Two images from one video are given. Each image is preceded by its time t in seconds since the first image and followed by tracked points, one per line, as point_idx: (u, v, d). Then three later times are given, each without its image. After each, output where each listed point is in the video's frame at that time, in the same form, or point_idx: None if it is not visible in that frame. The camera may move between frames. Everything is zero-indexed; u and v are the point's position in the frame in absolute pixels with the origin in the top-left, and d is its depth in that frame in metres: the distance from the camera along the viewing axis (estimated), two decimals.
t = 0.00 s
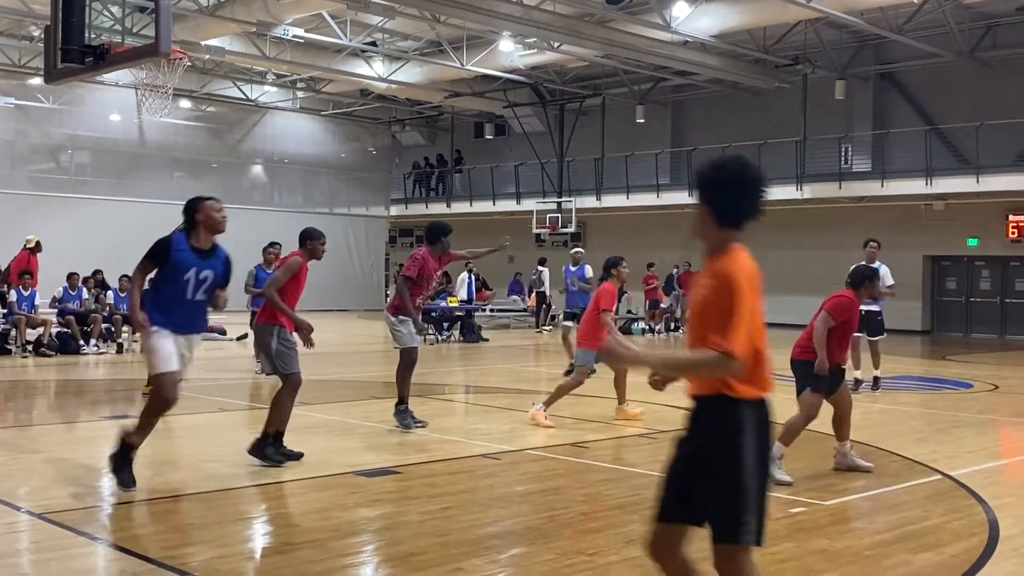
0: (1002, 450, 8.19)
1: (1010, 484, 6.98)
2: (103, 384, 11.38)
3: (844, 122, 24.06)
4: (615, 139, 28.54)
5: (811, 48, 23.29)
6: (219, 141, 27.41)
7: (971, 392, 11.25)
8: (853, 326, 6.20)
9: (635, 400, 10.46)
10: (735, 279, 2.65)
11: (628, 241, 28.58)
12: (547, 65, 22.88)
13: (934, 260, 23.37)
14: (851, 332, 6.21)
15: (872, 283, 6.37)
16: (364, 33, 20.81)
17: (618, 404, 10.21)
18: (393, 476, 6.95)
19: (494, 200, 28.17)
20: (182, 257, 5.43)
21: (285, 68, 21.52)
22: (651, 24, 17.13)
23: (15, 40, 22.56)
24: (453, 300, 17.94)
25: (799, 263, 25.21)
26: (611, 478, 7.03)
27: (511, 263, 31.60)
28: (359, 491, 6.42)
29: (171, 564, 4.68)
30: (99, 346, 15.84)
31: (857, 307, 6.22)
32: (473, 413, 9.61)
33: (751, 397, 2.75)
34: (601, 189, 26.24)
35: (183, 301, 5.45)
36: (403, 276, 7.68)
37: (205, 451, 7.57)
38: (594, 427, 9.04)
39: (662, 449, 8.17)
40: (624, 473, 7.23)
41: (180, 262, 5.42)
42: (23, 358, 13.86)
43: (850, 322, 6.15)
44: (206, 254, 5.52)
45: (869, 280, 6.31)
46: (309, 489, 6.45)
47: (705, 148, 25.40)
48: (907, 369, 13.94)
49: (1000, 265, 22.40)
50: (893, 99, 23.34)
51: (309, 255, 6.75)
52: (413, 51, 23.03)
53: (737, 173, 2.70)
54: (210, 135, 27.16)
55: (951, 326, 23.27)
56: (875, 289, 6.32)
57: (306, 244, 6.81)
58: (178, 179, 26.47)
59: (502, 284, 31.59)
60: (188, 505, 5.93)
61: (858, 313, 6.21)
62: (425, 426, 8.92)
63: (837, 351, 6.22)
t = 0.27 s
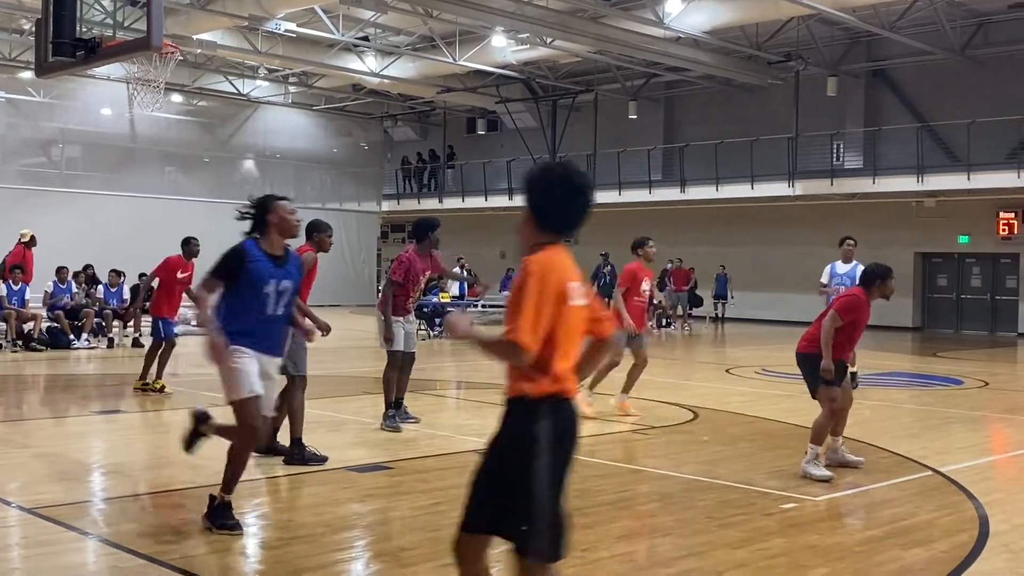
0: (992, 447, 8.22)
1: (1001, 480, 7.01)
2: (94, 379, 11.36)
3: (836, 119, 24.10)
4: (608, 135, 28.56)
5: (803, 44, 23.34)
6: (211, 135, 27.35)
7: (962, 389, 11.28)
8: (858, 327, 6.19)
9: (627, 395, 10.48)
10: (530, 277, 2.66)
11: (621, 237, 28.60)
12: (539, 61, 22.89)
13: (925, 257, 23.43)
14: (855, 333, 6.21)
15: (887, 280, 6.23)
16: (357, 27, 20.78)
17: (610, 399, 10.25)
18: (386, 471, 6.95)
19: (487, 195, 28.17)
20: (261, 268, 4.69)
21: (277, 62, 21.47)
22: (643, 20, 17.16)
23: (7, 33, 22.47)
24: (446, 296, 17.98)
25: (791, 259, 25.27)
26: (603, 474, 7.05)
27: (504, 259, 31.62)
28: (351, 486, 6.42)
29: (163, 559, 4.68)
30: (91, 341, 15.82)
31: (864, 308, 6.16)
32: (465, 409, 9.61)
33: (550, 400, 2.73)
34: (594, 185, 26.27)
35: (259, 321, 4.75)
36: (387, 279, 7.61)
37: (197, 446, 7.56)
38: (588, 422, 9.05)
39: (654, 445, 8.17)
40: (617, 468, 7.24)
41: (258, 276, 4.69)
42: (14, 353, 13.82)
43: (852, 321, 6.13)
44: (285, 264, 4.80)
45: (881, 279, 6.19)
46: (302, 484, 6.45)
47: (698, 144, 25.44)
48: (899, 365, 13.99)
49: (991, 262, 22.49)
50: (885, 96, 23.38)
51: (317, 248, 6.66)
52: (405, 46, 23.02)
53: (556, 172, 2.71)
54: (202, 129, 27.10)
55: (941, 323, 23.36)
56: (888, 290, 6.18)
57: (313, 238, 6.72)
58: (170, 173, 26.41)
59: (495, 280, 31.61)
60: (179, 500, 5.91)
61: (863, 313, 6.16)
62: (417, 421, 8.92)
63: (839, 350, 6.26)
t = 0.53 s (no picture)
0: (981, 443, 8.26)
1: (989, 476, 7.04)
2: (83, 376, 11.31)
3: (826, 117, 24.16)
4: (599, 132, 28.59)
5: (794, 42, 23.40)
6: (201, 131, 27.26)
7: (951, 386, 11.33)
8: (866, 314, 6.18)
9: (618, 392, 10.50)
10: (358, 243, 2.79)
11: (612, 234, 28.63)
12: (531, 58, 22.88)
13: (914, 254, 23.51)
14: (866, 320, 6.20)
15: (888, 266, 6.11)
16: (347, 23, 20.73)
17: (601, 396, 10.27)
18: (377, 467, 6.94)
19: (478, 192, 28.18)
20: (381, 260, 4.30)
21: (267, 57, 21.42)
22: (635, 17, 17.18)
23: None
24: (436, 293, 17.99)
25: (781, 256, 25.35)
26: (594, 470, 7.06)
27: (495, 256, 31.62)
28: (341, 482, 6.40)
29: (153, 555, 4.66)
30: (81, 337, 15.77)
31: (868, 295, 6.14)
32: (455, 405, 9.60)
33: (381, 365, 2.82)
34: (585, 182, 26.30)
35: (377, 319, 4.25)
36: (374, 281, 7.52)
37: (186, 442, 7.53)
38: (578, 419, 9.06)
39: (645, 441, 8.18)
40: (608, 465, 7.25)
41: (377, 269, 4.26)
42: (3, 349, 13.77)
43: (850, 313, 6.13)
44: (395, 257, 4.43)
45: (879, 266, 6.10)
46: (292, 480, 6.44)
47: (689, 142, 25.48)
48: (889, 362, 14.03)
49: (980, 260, 22.59)
50: (875, 94, 23.44)
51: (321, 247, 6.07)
52: (396, 42, 22.98)
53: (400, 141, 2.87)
54: (193, 125, 27.02)
55: (931, 320, 23.46)
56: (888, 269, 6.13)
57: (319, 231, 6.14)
58: (159, 169, 26.33)
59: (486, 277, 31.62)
60: (168, 496, 5.90)
61: (861, 304, 6.13)
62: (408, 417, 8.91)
63: (856, 341, 6.25)
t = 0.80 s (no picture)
0: (970, 441, 8.29)
1: (977, 473, 7.08)
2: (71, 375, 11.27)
3: (817, 116, 24.22)
4: (590, 130, 28.61)
5: (785, 41, 23.46)
6: (191, 128, 27.19)
7: (940, 384, 11.38)
8: (878, 315, 6.18)
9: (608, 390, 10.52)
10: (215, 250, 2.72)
11: (603, 232, 28.61)
12: (521, 55, 22.88)
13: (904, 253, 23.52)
14: (880, 318, 6.18)
15: (898, 266, 6.11)
16: (338, 20, 20.70)
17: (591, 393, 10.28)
18: (368, 464, 6.93)
19: (469, 190, 28.16)
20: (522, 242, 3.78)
21: (258, 54, 21.36)
22: (625, 15, 17.22)
23: None
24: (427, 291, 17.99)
25: (772, 255, 25.39)
26: (584, 467, 7.07)
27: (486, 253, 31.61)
28: (332, 480, 6.39)
29: (141, 553, 4.65)
30: (70, 336, 15.70)
31: (880, 292, 6.16)
32: (446, 403, 9.60)
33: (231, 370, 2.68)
34: (576, 180, 26.32)
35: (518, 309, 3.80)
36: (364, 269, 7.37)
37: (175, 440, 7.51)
38: (568, 417, 9.07)
39: (635, 439, 8.20)
40: (598, 462, 7.27)
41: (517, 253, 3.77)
42: None
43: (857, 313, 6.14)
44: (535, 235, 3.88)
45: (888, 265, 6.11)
46: (283, 478, 6.43)
47: (680, 140, 25.53)
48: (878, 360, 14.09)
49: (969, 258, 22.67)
50: (865, 93, 23.51)
51: (328, 244, 6.38)
52: (387, 39, 22.96)
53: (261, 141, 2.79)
54: (183, 122, 26.94)
55: (920, 318, 23.55)
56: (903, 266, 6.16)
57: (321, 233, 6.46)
58: (149, 166, 26.26)
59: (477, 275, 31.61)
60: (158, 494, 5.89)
61: (870, 303, 6.13)
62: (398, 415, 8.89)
63: (872, 342, 6.20)
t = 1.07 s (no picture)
0: (960, 439, 8.31)
1: (967, 472, 7.09)
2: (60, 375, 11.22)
3: (807, 115, 24.28)
4: (581, 129, 28.63)
5: (775, 40, 23.51)
6: (180, 126, 27.11)
7: (929, 382, 11.41)
8: (865, 303, 6.17)
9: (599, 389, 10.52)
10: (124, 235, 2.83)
11: (594, 232, 28.62)
12: (513, 54, 22.87)
13: (894, 251, 23.55)
14: (864, 306, 6.17)
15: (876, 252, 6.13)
16: (329, 19, 20.66)
17: (582, 393, 10.28)
18: (359, 464, 6.91)
19: (460, 189, 28.12)
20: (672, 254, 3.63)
21: (248, 53, 21.31)
22: (616, 14, 17.23)
23: None
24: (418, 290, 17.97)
25: (762, 254, 25.43)
26: (575, 466, 7.06)
27: (476, 253, 31.59)
28: (322, 479, 6.37)
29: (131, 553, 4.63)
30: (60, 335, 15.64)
31: (863, 280, 6.17)
32: (437, 402, 9.58)
33: (131, 361, 2.76)
34: (567, 179, 26.33)
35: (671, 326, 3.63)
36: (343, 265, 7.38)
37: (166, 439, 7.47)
38: (559, 416, 9.06)
39: (626, 437, 8.20)
40: (590, 461, 7.26)
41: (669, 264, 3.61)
42: None
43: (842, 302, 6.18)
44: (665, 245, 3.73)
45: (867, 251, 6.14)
46: (274, 477, 6.41)
47: (670, 139, 25.55)
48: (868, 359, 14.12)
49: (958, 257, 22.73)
50: (855, 93, 23.58)
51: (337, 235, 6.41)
52: (378, 38, 22.93)
53: (150, 139, 2.84)
54: (172, 121, 26.86)
55: (910, 317, 23.60)
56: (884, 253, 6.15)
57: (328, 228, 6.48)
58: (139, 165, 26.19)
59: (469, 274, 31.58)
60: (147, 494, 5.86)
61: (853, 292, 6.16)
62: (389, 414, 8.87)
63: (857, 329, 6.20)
